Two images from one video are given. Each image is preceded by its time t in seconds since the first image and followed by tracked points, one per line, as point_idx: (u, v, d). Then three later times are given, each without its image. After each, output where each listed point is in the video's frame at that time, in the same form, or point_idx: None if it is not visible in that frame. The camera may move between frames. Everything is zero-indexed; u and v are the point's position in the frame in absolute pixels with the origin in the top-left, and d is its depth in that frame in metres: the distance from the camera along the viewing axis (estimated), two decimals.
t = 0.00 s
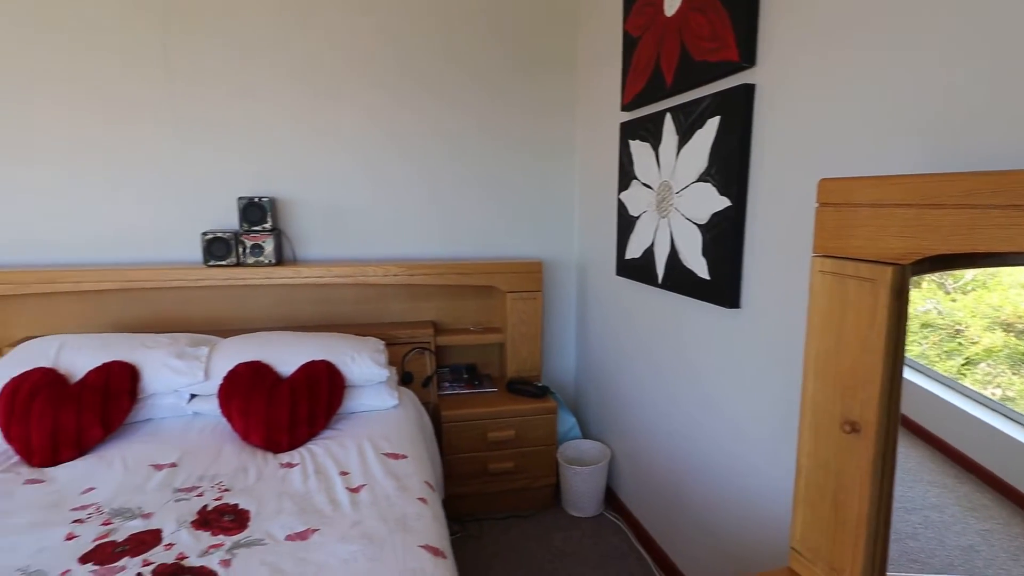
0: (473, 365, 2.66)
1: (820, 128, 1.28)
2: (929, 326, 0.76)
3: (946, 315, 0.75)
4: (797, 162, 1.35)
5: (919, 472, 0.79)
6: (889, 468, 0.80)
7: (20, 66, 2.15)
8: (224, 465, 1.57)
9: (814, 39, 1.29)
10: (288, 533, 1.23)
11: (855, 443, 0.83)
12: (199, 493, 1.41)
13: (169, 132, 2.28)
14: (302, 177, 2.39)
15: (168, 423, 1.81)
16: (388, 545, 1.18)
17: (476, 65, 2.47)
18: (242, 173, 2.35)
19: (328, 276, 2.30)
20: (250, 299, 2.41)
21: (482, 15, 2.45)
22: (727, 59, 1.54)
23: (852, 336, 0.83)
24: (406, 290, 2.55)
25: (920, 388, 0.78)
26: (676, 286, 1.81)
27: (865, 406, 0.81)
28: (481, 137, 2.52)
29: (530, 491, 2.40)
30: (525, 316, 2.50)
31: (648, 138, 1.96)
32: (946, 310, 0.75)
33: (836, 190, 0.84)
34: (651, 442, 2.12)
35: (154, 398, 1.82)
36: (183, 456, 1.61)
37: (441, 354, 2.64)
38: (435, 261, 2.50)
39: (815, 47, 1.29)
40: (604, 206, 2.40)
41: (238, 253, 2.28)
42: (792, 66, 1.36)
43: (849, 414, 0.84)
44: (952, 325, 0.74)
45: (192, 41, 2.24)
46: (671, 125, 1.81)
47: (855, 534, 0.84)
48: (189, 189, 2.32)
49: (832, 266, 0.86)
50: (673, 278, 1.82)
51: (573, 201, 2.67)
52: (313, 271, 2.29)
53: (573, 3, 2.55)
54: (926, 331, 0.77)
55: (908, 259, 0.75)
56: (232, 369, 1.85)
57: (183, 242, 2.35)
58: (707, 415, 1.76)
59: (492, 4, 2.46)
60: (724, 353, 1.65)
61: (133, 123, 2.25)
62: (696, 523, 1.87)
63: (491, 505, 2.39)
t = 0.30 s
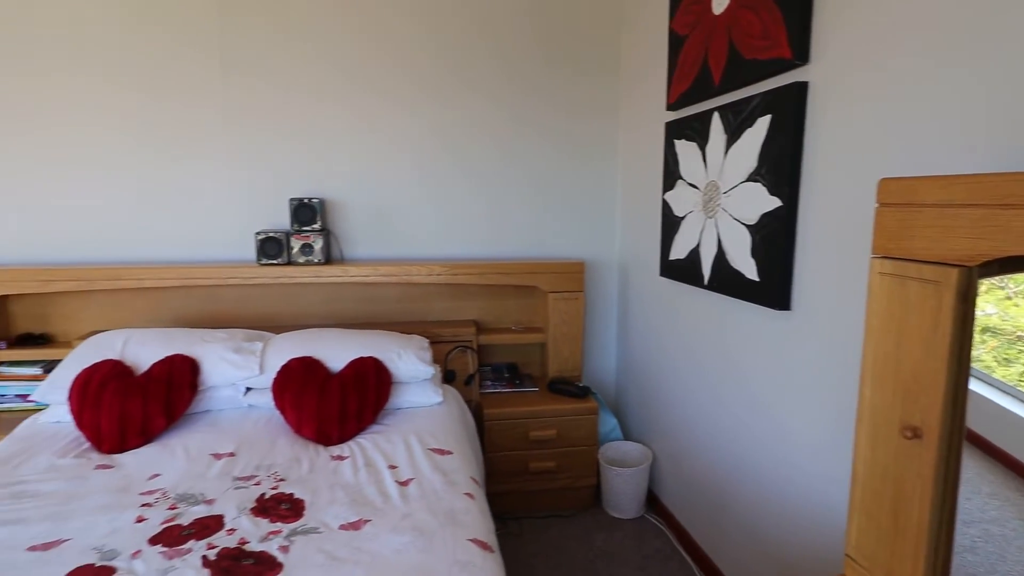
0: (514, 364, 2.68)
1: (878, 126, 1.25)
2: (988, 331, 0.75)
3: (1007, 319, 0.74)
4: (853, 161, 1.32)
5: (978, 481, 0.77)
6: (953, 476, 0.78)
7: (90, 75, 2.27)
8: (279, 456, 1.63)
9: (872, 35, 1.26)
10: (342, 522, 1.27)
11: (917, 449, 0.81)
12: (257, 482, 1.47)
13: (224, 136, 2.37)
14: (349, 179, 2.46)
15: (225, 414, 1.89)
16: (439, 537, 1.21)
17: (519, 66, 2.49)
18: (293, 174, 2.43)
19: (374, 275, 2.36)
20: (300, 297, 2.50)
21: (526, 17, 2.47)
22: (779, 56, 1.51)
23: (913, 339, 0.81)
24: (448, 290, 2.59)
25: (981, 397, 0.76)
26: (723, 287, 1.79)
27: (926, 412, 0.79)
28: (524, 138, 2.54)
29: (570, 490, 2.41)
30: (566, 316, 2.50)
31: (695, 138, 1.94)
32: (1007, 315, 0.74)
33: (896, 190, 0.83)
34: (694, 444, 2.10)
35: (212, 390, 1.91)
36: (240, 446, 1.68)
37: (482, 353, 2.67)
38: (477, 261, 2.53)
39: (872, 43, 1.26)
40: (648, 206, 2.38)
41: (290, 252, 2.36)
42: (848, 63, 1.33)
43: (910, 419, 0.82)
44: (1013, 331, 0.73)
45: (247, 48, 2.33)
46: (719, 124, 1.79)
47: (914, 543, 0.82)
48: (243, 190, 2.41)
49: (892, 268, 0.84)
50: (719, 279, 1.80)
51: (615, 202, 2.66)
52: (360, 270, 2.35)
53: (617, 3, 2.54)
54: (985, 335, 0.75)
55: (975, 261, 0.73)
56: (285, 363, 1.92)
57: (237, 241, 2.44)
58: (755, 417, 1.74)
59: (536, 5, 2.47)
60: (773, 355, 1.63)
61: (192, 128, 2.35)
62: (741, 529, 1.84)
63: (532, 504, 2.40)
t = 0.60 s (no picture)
0: (556, 364, 2.68)
1: (942, 124, 1.21)
2: None
3: None
4: (914, 160, 1.28)
5: None
6: None
7: (153, 80, 2.38)
8: (330, 448, 1.68)
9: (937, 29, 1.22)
10: (393, 514, 1.31)
11: (983, 458, 0.78)
12: (310, 472, 1.52)
13: (278, 139, 2.46)
14: (396, 180, 2.52)
15: (279, 406, 1.96)
16: (487, 531, 1.23)
17: (564, 67, 2.50)
18: (342, 175, 2.50)
19: (419, 274, 2.40)
20: (348, 295, 2.57)
21: (571, 17, 2.48)
22: (836, 54, 1.48)
23: (981, 344, 0.78)
24: (491, 289, 2.62)
25: None
26: (774, 289, 1.75)
27: (995, 418, 0.76)
28: (568, 140, 2.55)
29: (612, 492, 2.40)
30: (609, 317, 2.50)
31: (744, 137, 1.91)
32: None
33: (963, 190, 0.80)
34: (740, 449, 2.07)
35: (266, 384, 1.98)
36: (293, 437, 1.74)
37: (524, 353, 2.69)
38: (520, 261, 2.55)
39: (937, 37, 1.22)
40: (694, 207, 2.35)
41: (339, 251, 2.43)
42: (910, 59, 1.29)
43: (977, 427, 0.79)
44: None
45: (300, 54, 2.41)
46: (771, 123, 1.75)
47: (980, 556, 0.79)
48: (294, 191, 2.50)
49: (958, 270, 0.81)
50: (769, 281, 1.77)
51: (659, 202, 2.64)
52: (406, 269, 2.40)
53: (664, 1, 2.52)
54: None
55: None
56: (336, 359, 1.98)
57: (289, 240, 2.52)
58: (804, 423, 1.70)
59: (582, 6, 2.47)
60: (826, 359, 1.59)
61: (247, 131, 2.44)
62: (788, 537, 1.79)
63: (573, 504, 2.40)
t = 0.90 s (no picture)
0: (595, 365, 2.68)
1: (1008, 121, 1.16)
2: None
3: None
4: (976, 159, 1.24)
5: None
6: None
7: (209, 86, 2.48)
8: (376, 442, 1.72)
9: (1003, 23, 1.18)
10: (438, 508, 1.33)
11: None
12: (357, 465, 1.56)
13: (324, 141, 2.53)
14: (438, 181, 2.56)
15: (326, 401, 2.02)
16: (531, 528, 1.24)
17: (607, 67, 2.49)
18: (386, 177, 2.55)
19: (461, 273, 2.43)
20: (391, 293, 2.62)
21: (614, 17, 2.47)
22: (892, 50, 1.44)
23: None
24: (531, 289, 2.64)
25: None
26: (823, 292, 1.71)
27: None
28: (610, 140, 2.54)
29: (651, 495, 2.38)
30: (650, 318, 2.48)
31: (793, 136, 1.87)
32: None
33: None
34: (785, 454, 2.02)
35: (314, 378, 2.04)
36: (340, 431, 1.79)
37: (563, 353, 2.69)
38: (560, 261, 2.55)
39: (1003, 31, 1.18)
40: (739, 207, 2.31)
41: (382, 251, 2.48)
42: (972, 54, 1.25)
43: None
44: None
45: (346, 58, 2.47)
46: (822, 122, 1.71)
47: None
48: (340, 192, 2.56)
49: None
50: (819, 283, 1.73)
51: (702, 203, 2.60)
52: (447, 268, 2.43)
53: None
54: None
55: None
56: (380, 356, 2.02)
57: (334, 239, 2.59)
58: (854, 429, 1.65)
59: (624, 6, 2.46)
60: (879, 364, 1.54)
61: (296, 133, 2.52)
62: (835, 546, 1.75)
63: (611, 506, 2.39)
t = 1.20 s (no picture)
0: (638, 366, 2.66)
1: None
2: None
3: None
4: None
5: None
6: None
7: (265, 90, 2.58)
8: (423, 437, 1.76)
9: None
10: (485, 503, 1.36)
11: None
12: (406, 458, 1.61)
13: (373, 143, 2.59)
14: (483, 181, 2.59)
15: (373, 396, 2.08)
16: (578, 526, 1.25)
17: (654, 67, 2.48)
18: (432, 178, 2.60)
19: (504, 273, 2.46)
20: (435, 292, 2.67)
21: (661, 16, 2.45)
22: (957, 45, 1.38)
23: None
24: (574, 289, 2.64)
25: None
26: (879, 295, 1.66)
27: None
28: (656, 140, 2.52)
29: (694, 499, 2.35)
30: (695, 320, 2.45)
31: (848, 135, 1.82)
32: None
33: None
34: (835, 462, 1.97)
35: (362, 373, 2.10)
36: (388, 425, 1.84)
37: (606, 354, 2.68)
38: (603, 262, 2.55)
39: None
40: (789, 208, 2.26)
41: (428, 251, 2.53)
42: None
43: None
44: None
45: (395, 61, 2.53)
46: (880, 120, 1.66)
47: None
48: (387, 193, 2.63)
49: None
50: (874, 286, 1.68)
51: (751, 203, 2.56)
52: (491, 268, 2.46)
53: None
54: None
55: None
56: (427, 352, 2.07)
57: (382, 239, 2.66)
58: (911, 438, 1.59)
59: (672, 5, 2.44)
60: (939, 371, 1.48)
61: (347, 135, 2.59)
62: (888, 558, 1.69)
63: (653, 509, 2.38)
